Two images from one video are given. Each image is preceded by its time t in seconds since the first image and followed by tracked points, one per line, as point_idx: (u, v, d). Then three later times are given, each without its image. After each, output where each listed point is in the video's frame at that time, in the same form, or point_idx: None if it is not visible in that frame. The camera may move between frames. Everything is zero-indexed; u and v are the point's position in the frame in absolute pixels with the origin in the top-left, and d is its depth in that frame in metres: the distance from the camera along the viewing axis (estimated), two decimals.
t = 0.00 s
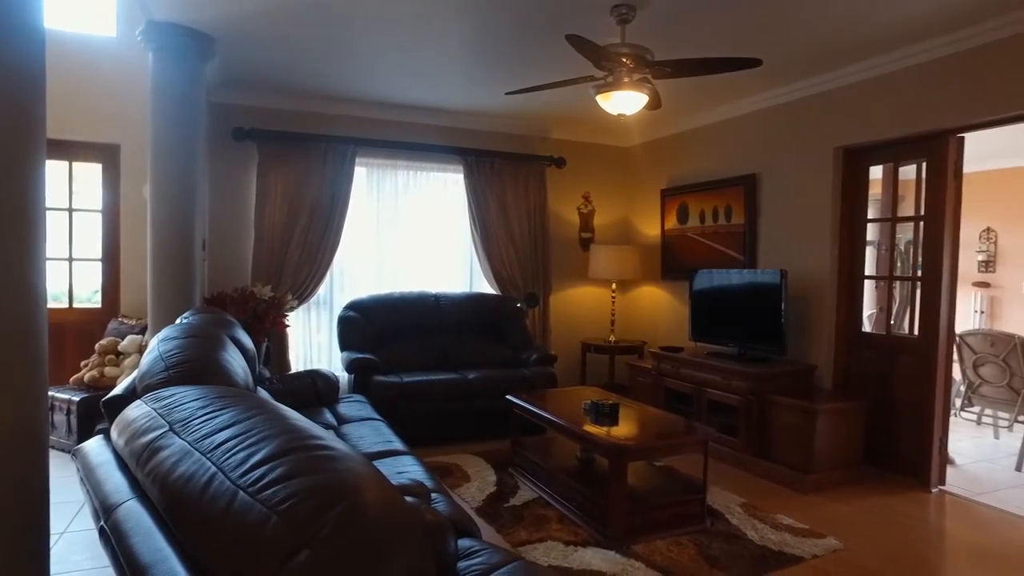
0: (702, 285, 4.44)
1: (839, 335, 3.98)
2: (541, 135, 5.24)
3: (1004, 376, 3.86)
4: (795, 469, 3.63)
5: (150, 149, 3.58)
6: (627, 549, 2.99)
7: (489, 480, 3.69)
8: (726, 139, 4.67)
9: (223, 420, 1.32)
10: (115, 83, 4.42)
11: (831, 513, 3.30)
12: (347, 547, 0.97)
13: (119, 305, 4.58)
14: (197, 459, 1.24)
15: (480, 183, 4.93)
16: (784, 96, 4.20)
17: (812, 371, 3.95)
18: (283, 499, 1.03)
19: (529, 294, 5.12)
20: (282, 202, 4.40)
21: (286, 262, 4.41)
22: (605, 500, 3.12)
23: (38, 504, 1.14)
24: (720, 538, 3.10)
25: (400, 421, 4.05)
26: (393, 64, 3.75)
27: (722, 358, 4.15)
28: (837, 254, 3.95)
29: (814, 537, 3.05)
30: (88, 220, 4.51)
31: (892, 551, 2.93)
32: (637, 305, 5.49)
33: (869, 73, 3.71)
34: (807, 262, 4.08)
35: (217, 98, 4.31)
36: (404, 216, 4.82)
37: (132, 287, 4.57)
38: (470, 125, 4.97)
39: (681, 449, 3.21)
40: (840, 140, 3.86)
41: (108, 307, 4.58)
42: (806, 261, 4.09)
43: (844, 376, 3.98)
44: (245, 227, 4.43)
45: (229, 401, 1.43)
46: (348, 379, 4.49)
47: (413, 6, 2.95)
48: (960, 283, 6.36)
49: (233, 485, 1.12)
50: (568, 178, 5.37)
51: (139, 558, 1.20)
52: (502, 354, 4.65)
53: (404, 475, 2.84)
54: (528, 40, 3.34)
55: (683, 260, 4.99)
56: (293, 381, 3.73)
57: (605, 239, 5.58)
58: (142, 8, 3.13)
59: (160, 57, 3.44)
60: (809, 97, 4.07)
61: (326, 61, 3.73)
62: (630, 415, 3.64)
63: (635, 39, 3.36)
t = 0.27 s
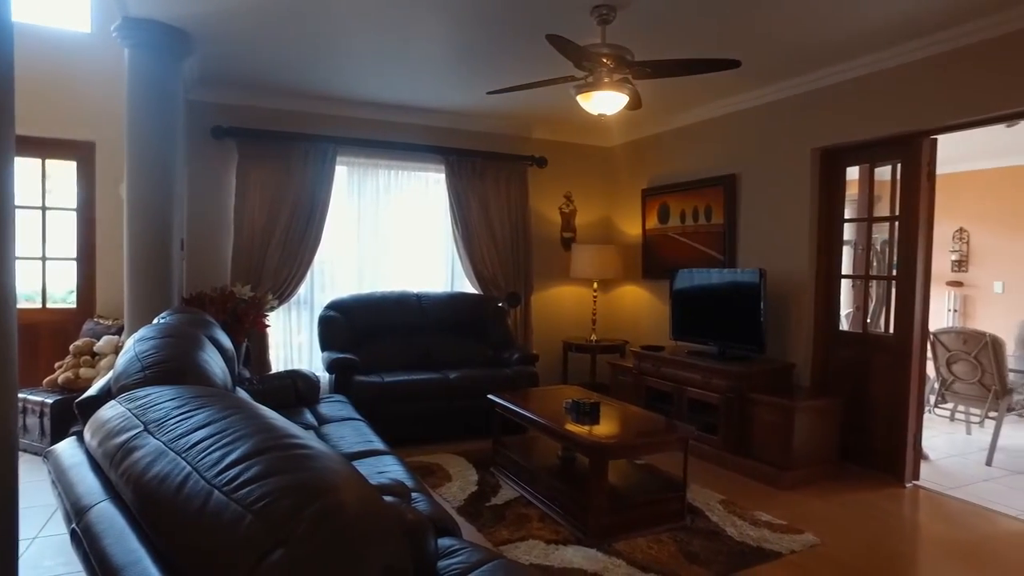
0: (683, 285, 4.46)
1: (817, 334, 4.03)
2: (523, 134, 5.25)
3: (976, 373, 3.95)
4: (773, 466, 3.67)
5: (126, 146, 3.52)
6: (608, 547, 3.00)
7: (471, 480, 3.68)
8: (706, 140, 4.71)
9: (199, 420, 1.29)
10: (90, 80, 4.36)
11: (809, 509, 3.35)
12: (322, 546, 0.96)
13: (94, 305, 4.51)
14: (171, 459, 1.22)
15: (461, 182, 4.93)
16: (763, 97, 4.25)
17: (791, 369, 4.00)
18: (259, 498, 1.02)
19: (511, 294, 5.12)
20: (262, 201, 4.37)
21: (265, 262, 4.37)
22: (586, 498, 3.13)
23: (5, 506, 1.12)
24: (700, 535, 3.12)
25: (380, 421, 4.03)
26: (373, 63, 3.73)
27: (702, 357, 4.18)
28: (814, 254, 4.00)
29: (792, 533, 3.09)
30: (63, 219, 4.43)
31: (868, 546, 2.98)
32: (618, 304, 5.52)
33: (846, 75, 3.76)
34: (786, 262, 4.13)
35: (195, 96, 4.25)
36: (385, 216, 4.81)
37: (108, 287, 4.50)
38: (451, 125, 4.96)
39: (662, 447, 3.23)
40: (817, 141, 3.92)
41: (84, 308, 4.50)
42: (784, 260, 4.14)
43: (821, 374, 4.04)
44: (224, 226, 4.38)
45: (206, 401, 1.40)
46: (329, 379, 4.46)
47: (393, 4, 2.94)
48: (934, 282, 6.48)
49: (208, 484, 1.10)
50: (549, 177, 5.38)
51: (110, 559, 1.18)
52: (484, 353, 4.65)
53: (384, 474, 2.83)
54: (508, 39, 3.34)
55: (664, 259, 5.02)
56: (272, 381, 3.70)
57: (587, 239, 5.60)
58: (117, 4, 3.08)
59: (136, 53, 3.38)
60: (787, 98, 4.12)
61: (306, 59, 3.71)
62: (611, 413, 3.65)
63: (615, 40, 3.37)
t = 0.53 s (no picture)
0: (665, 283, 4.47)
1: (797, 332, 4.07)
2: (505, 133, 5.25)
3: (951, 370, 4.01)
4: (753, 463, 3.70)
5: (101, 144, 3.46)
6: (590, 546, 3.01)
7: (453, 479, 3.67)
8: (687, 140, 4.74)
9: (172, 419, 1.27)
10: (64, 75, 4.29)
11: (788, 505, 3.38)
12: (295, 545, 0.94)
13: (69, 305, 4.43)
14: (142, 459, 1.19)
15: (443, 181, 4.92)
16: (743, 97, 4.28)
17: (771, 367, 4.03)
18: (231, 497, 1.00)
19: (493, 293, 5.11)
20: (242, 199, 4.32)
21: (246, 261, 4.33)
22: (568, 497, 3.13)
23: None
24: (681, 532, 3.14)
25: (362, 421, 4.01)
26: (355, 61, 3.71)
27: (683, 356, 4.19)
28: (794, 253, 4.04)
29: (772, 529, 3.12)
30: (37, 217, 4.35)
31: (846, 541, 3.02)
32: (600, 303, 5.54)
33: (824, 76, 3.81)
34: (765, 261, 4.16)
35: (173, 93, 4.19)
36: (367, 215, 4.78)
37: (84, 286, 4.43)
38: (433, 123, 4.94)
39: (643, 445, 3.25)
40: (797, 141, 3.96)
41: (59, 308, 4.43)
42: (764, 259, 4.17)
43: (800, 372, 4.08)
44: (204, 225, 4.33)
45: (180, 400, 1.38)
46: (310, 379, 4.43)
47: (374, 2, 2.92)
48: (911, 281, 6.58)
49: (179, 484, 1.08)
50: (531, 177, 5.38)
51: (76, 562, 1.15)
52: (466, 353, 4.64)
53: (365, 474, 2.81)
54: (490, 38, 3.34)
55: (645, 258, 5.05)
56: (252, 381, 3.66)
57: (569, 238, 5.61)
58: None
59: (112, 49, 3.33)
60: (766, 99, 4.16)
61: (286, 57, 3.68)
62: (593, 412, 3.66)
63: (597, 39, 3.38)
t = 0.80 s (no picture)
0: (645, 283, 4.48)
1: (774, 331, 4.11)
2: (485, 132, 5.23)
3: (924, 367, 4.08)
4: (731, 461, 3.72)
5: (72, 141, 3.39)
6: (569, 545, 3.01)
7: (432, 479, 3.66)
8: (666, 140, 4.76)
9: (137, 421, 1.24)
10: (35, 71, 4.21)
11: (766, 502, 3.41)
12: (258, 548, 0.91)
13: (41, 305, 4.35)
14: (104, 462, 1.16)
15: (424, 180, 4.90)
16: (722, 97, 4.30)
17: (749, 366, 4.06)
18: (194, 499, 0.97)
19: (474, 292, 5.10)
20: (220, 198, 4.28)
21: (223, 261, 4.28)
22: (547, 496, 3.13)
23: None
24: (659, 530, 3.16)
25: (340, 421, 3.98)
26: (333, 58, 3.68)
27: (663, 355, 4.21)
28: (771, 252, 4.08)
29: (750, 526, 3.14)
30: (6, 216, 4.27)
31: (822, 537, 3.05)
32: (581, 302, 5.55)
33: (801, 77, 3.84)
34: (743, 260, 4.20)
35: (148, 90, 4.13)
36: (347, 214, 4.75)
37: (55, 286, 4.35)
38: (413, 122, 4.91)
39: (623, 444, 3.26)
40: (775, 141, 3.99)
41: (29, 308, 4.34)
42: (742, 259, 4.21)
43: (778, 370, 4.11)
44: (180, 224, 4.27)
45: (147, 402, 1.35)
46: (289, 380, 4.39)
47: None
48: (886, 280, 6.66)
49: (140, 487, 1.04)
50: (512, 176, 5.38)
51: (32, 569, 1.11)
52: (447, 352, 4.63)
53: (342, 475, 2.79)
54: (469, 36, 3.33)
55: (626, 258, 5.07)
56: (229, 382, 3.61)
57: (550, 238, 5.61)
58: None
59: (83, 43, 3.26)
60: (745, 99, 4.19)
61: (263, 54, 3.64)
62: (573, 412, 3.66)
63: (576, 39, 3.38)
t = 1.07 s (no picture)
0: (626, 282, 4.48)
1: (754, 330, 4.13)
2: (466, 131, 5.21)
3: (901, 365, 4.12)
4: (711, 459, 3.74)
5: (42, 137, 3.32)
6: (549, 545, 3.01)
7: (412, 480, 3.64)
8: (647, 140, 4.78)
9: (98, 425, 1.21)
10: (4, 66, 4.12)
11: (746, 500, 3.43)
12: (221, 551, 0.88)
13: (10, 306, 4.26)
14: (62, 467, 1.12)
15: (404, 179, 4.87)
16: (702, 97, 4.32)
17: (729, 364, 4.08)
18: (154, 504, 0.93)
19: (455, 292, 5.10)
20: (197, 196, 4.22)
21: (200, 260, 4.22)
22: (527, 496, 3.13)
23: None
24: (640, 529, 3.16)
25: (319, 422, 3.94)
26: (311, 55, 3.64)
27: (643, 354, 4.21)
28: (751, 251, 4.10)
29: (729, 524, 3.16)
30: None
31: (800, 534, 3.08)
32: (562, 302, 5.55)
33: (780, 78, 3.87)
34: (723, 259, 4.22)
35: (122, 86, 4.06)
36: (326, 213, 4.72)
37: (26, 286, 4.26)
38: (393, 120, 4.88)
39: (603, 443, 3.26)
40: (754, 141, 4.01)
41: None
42: (722, 258, 4.23)
43: (758, 369, 4.13)
44: (157, 223, 4.21)
45: (110, 404, 1.32)
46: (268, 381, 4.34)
47: None
48: (864, 279, 6.73)
49: (98, 492, 1.01)
50: (493, 175, 5.36)
51: None
52: (428, 352, 4.60)
53: (321, 476, 2.76)
54: (448, 34, 3.31)
55: (607, 257, 5.08)
56: (206, 384, 3.56)
57: (531, 237, 5.61)
58: None
59: (53, 36, 3.18)
60: (724, 99, 4.20)
61: (240, 51, 3.60)
62: (554, 411, 3.65)
63: (556, 38, 3.38)
